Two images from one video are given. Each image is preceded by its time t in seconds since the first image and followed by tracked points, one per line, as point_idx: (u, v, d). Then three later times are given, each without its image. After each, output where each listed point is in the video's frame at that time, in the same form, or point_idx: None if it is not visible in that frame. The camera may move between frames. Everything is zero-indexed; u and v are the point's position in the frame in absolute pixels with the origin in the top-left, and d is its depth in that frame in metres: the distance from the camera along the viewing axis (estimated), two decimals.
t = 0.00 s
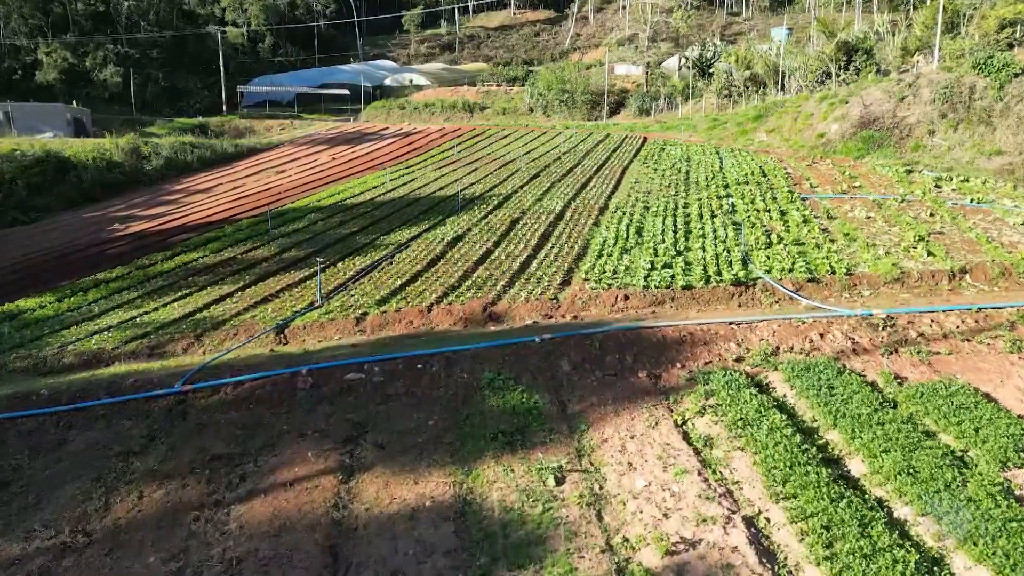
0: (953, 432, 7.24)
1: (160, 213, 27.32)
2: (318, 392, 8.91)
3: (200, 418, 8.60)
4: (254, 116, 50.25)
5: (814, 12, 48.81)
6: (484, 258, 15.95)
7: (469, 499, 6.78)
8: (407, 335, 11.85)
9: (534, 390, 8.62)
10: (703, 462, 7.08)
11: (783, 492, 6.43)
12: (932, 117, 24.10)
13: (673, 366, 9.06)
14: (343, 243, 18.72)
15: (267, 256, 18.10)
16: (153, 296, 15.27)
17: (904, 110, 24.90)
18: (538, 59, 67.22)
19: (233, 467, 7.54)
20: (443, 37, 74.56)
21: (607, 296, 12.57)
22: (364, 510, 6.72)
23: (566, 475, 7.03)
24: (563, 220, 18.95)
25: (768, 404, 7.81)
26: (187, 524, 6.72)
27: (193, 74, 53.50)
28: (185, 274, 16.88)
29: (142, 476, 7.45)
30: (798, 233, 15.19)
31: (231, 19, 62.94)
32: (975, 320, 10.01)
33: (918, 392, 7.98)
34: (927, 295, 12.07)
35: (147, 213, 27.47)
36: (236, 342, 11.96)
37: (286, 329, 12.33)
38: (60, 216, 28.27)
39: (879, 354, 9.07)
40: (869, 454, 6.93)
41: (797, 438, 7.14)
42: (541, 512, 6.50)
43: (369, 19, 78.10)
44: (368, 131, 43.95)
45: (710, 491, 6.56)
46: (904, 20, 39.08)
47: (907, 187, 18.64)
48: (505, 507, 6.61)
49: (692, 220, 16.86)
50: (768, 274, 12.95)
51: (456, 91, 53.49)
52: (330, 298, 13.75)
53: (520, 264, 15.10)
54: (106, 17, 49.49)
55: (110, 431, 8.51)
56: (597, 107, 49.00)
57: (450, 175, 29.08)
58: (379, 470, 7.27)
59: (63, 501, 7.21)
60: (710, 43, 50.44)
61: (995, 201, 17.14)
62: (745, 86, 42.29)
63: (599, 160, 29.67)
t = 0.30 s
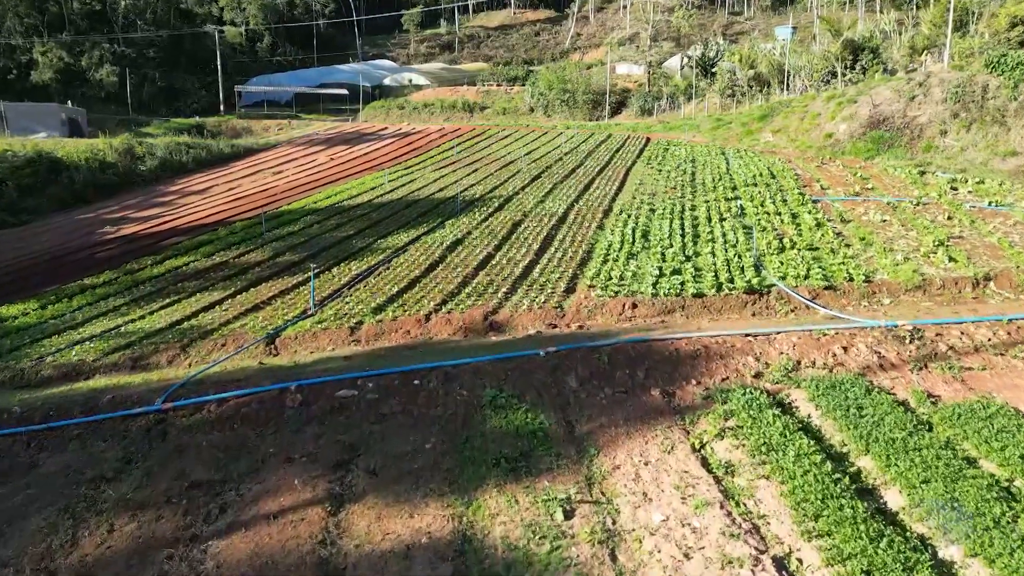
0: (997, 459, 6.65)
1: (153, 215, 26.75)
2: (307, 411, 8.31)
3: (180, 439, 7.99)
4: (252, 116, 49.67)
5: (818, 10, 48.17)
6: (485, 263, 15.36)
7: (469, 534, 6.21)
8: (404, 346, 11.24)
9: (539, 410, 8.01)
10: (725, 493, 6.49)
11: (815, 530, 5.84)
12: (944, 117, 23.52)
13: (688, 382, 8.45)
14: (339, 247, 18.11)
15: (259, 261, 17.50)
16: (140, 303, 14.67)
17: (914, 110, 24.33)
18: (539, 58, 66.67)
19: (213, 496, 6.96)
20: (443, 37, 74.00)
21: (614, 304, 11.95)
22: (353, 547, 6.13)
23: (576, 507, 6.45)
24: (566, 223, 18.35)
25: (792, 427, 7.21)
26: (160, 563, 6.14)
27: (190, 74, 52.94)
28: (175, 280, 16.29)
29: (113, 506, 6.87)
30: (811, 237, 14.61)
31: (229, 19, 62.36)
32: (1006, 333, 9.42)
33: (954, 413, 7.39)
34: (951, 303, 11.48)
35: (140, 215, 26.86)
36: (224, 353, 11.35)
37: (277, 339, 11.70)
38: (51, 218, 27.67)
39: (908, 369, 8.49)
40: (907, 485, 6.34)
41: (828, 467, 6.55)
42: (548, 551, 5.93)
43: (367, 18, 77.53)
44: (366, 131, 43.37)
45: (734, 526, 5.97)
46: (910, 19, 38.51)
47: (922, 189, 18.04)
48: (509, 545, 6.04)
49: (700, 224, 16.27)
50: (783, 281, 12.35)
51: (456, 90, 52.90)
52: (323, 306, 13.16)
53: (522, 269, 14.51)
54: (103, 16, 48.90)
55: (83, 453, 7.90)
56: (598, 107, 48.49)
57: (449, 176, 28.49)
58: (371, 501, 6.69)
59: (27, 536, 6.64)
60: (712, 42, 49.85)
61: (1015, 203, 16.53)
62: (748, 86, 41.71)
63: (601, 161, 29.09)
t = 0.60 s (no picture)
0: None
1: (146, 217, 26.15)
2: (296, 432, 7.73)
3: (157, 462, 7.42)
4: (250, 116, 49.08)
5: (823, 9, 47.58)
6: (486, 268, 14.78)
7: None
8: (401, 357, 10.64)
9: (546, 431, 7.43)
10: (751, 529, 5.93)
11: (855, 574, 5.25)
12: (957, 117, 22.95)
13: (705, 401, 7.87)
14: (335, 251, 17.52)
15: (252, 265, 16.92)
16: (127, 309, 14.07)
17: (926, 109, 23.76)
18: (539, 58, 66.13)
19: (190, 529, 6.41)
20: (443, 36, 73.43)
21: (622, 312, 11.35)
22: None
23: (587, 545, 5.95)
24: (569, 226, 17.77)
25: (823, 452, 6.62)
26: None
27: (188, 74, 52.44)
28: (164, 285, 15.71)
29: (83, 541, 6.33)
30: (826, 241, 14.04)
31: (227, 18, 61.88)
32: None
33: (998, 438, 6.80)
34: (977, 312, 10.91)
35: (132, 217, 26.27)
36: (211, 365, 10.76)
37: (267, 349, 11.10)
38: (42, 220, 27.08)
39: (941, 387, 7.90)
40: (954, 521, 5.74)
41: (865, 499, 5.95)
42: None
43: (367, 17, 76.97)
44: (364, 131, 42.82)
45: (763, 570, 5.42)
46: (917, 17, 37.96)
47: (938, 191, 17.48)
48: None
49: (709, 227, 15.69)
50: (799, 288, 11.77)
51: (456, 90, 52.31)
52: (316, 314, 12.56)
53: (525, 275, 13.93)
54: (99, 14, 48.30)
55: (52, 477, 7.33)
56: (600, 107, 47.95)
57: (448, 177, 27.92)
58: (363, 537, 6.15)
59: None
60: (715, 41, 49.29)
61: None
62: (752, 85, 41.15)
63: (604, 161, 28.50)
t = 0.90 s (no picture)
0: None
1: (140, 218, 25.57)
2: (282, 455, 7.13)
3: (132, 490, 6.84)
4: (248, 115, 48.73)
5: (828, 8, 46.99)
6: (487, 273, 14.20)
7: None
8: (398, 370, 10.03)
9: (554, 456, 6.83)
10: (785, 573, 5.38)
11: None
12: (970, 116, 22.36)
13: (726, 422, 7.26)
14: (330, 255, 16.92)
15: (245, 269, 16.34)
16: (113, 317, 13.48)
17: (938, 109, 23.20)
18: (539, 57, 65.63)
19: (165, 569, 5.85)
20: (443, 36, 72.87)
21: (632, 321, 10.75)
22: None
23: None
24: (573, 229, 17.19)
25: (860, 482, 6.01)
26: None
27: (186, 74, 51.94)
28: (153, 291, 15.12)
29: None
30: (842, 245, 13.44)
31: (225, 17, 61.35)
32: None
33: None
34: (1008, 321, 10.32)
35: (124, 219, 25.67)
36: (196, 379, 10.17)
37: (255, 361, 10.49)
38: (33, 222, 26.49)
39: (982, 406, 7.30)
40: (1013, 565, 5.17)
41: (913, 538, 5.36)
42: None
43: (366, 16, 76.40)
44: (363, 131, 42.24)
45: None
46: (923, 15, 37.43)
47: (955, 193, 16.90)
48: None
49: (719, 231, 15.11)
50: (817, 296, 11.17)
51: (456, 89, 51.73)
52: (310, 323, 11.97)
53: (528, 281, 13.34)
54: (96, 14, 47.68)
55: (18, 508, 6.75)
56: (601, 107, 47.38)
57: (448, 178, 27.34)
58: None
59: None
60: (718, 40, 48.73)
61: None
62: (757, 84, 40.61)
63: (608, 162, 27.92)
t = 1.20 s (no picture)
0: None
1: (132, 220, 24.99)
2: (266, 483, 6.56)
3: (101, 523, 6.27)
4: (245, 114, 48.17)
5: (832, 6, 46.35)
6: (487, 279, 13.62)
7: None
8: (393, 385, 9.43)
9: (562, 486, 6.26)
10: None
11: None
12: (983, 116, 21.77)
13: (749, 446, 6.68)
14: (325, 259, 16.33)
15: (236, 274, 15.76)
16: (96, 325, 12.90)
17: (950, 108, 22.64)
18: (540, 57, 65.05)
19: None
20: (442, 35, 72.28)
21: (641, 331, 10.16)
22: None
23: None
24: (577, 232, 16.60)
25: (904, 520, 5.48)
26: None
27: (182, 73, 51.38)
28: (140, 297, 14.53)
29: None
30: (859, 250, 12.85)
31: (223, 16, 60.55)
32: None
33: None
34: None
35: (116, 221, 25.06)
36: (180, 394, 9.58)
37: (242, 375, 9.89)
38: (23, 223, 25.90)
39: None
40: None
41: None
42: None
43: (365, 15, 75.78)
44: (362, 131, 41.67)
45: None
46: (930, 14, 36.86)
47: (972, 195, 16.31)
48: None
49: (729, 235, 14.53)
50: (836, 304, 10.58)
51: (456, 89, 51.13)
52: (301, 333, 11.38)
53: (531, 287, 12.75)
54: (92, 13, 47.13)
55: None
56: (603, 106, 46.77)
57: (447, 179, 26.74)
58: None
59: None
60: (721, 39, 48.11)
61: None
62: (761, 84, 40.03)
63: (610, 162, 27.35)
